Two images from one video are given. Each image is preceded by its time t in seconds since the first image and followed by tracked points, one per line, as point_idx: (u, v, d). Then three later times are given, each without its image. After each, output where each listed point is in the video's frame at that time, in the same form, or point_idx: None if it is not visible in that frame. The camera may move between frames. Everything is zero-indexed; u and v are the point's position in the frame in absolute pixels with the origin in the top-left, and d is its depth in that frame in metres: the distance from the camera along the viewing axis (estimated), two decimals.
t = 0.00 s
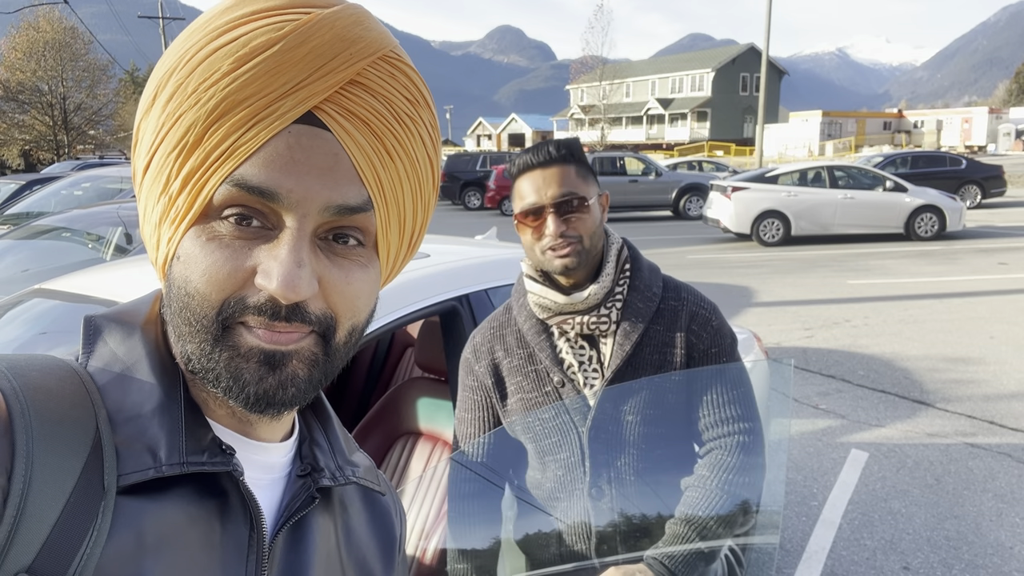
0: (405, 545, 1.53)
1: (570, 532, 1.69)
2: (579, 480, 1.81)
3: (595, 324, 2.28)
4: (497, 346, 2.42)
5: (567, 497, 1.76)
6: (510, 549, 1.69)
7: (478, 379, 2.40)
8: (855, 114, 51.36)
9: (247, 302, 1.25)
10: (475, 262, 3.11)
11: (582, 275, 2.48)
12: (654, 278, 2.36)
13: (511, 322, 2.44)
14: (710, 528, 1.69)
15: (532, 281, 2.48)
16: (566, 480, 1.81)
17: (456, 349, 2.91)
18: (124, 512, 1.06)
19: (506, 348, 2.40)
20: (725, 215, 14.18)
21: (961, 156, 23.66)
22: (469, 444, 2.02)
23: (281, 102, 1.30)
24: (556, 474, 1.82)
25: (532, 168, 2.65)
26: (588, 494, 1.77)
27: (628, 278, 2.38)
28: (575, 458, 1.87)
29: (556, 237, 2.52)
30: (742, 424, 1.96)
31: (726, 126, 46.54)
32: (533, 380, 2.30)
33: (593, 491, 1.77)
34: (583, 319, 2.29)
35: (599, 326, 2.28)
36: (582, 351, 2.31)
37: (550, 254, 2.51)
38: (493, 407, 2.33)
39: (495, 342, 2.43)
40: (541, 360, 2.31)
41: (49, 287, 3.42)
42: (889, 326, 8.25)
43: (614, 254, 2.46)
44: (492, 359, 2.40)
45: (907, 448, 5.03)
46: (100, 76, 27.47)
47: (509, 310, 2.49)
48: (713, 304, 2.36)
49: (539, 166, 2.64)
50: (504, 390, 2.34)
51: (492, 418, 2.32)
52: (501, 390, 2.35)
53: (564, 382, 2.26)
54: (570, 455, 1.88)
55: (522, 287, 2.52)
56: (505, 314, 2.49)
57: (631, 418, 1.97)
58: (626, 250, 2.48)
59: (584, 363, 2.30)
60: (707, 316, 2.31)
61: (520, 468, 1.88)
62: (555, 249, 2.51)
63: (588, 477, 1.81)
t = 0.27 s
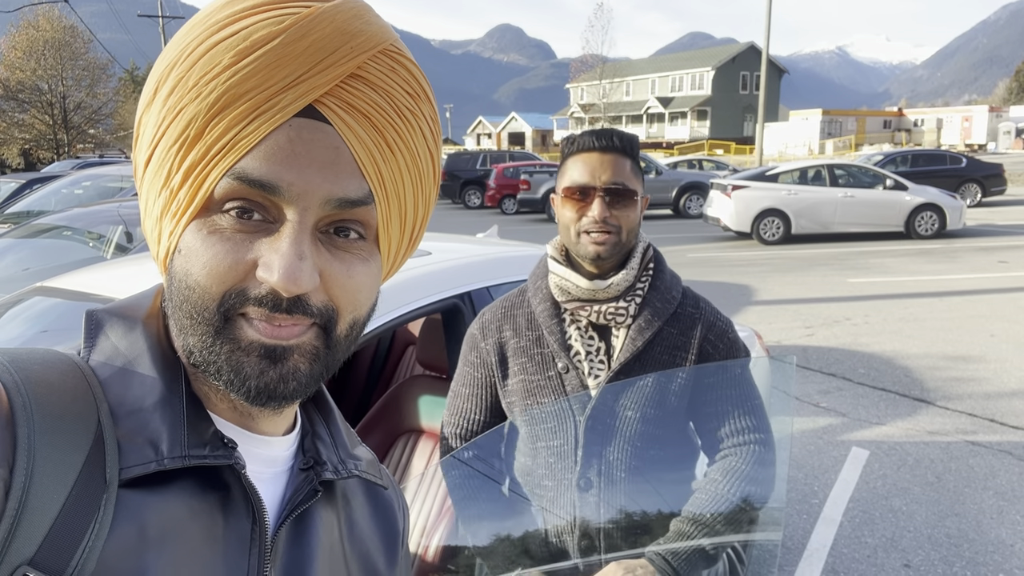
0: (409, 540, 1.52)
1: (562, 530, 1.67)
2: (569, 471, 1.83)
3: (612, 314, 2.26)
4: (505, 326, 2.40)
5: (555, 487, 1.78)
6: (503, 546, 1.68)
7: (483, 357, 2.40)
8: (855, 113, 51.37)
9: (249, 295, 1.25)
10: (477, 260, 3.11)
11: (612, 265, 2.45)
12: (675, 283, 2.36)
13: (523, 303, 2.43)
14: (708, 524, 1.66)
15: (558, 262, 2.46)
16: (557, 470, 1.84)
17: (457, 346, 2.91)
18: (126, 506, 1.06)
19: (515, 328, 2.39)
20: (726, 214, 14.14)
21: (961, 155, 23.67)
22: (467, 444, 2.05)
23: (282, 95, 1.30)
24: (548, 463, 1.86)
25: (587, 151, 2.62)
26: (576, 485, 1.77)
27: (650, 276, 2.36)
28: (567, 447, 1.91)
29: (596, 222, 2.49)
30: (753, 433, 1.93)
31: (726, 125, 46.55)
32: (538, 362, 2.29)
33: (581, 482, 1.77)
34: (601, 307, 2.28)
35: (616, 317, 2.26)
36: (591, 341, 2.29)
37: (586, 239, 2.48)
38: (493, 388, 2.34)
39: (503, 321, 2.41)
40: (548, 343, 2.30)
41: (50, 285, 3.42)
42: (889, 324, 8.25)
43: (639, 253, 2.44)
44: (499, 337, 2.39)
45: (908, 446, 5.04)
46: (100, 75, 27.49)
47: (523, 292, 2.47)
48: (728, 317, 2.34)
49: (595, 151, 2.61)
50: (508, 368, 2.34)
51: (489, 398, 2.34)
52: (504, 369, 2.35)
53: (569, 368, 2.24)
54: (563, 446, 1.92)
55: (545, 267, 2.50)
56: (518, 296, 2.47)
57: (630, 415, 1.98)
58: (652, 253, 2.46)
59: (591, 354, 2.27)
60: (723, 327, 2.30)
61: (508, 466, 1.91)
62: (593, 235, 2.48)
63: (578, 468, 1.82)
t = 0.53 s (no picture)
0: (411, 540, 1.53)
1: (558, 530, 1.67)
2: (570, 467, 1.81)
3: (620, 314, 2.27)
4: (514, 317, 2.40)
5: (557, 485, 1.78)
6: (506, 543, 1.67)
7: (489, 347, 2.40)
8: (855, 111, 51.38)
9: (252, 297, 1.25)
10: (479, 259, 3.12)
11: (620, 268, 2.44)
12: (683, 285, 2.37)
13: (532, 299, 2.42)
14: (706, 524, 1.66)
15: (567, 258, 2.46)
16: (559, 466, 1.83)
17: (458, 345, 2.91)
18: (130, 506, 1.06)
19: (524, 321, 2.39)
20: (726, 212, 14.13)
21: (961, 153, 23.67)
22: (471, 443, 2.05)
23: (285, 97, 1.30)
24: (551, 459, 1.86)
25: (612, 152, 2.61)
26: (577, 483, 1.76)
27: (659, 277, 2.37)
28: (570, 443, 1.90)
29: (609, 224, 2.47)
30: (753, 436, 1.91)
31: (726, 123, 46.53)
32: (545, 357, 2.30)
33: (583, 480, 1.76)
34: (609, 307, 2.28)
35: (624, 317, 2.27)
36: (599, 339, 2.29)
37: (597, 237, 2.46)
38: (499, 381, 2.35)
39: (513, 312, 2.42)
40: (556, 339, 2.30)
41: (52, 284, 3.42)
42: (890, 323, 8.26)
43: (649, 254, 2.44)
44: (507, 329, 2.39)
45: (909, 444, 5.04)
46: (100, 73, 27.49)
47: (532, 287, 2.47)
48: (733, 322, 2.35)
49: (621, 153, 2.59)
50: (515, 362, 2.35)
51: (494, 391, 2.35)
52: (510, 362, 2.36)
53: (575, 365, 2.24)
54: (566, 441, 1.91)
55: (554, 263, 2.50)
56: (527, 290, 2.47)
57: (633, 414, 1.98)
58: (663, 254, 2.46)
59: (599, 351, 2.27)
60: (728, 331, 2.31)
61: (516, 462, 1.90)
62: (604, 234, 2.46)
63: (580, 465, 1.80)
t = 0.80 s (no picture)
0: (410, 538, 1.53)
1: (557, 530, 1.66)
2: (573, 467, 1.81)
3: (621, 312, 2.27)
4: (516, 315, 2.40)
5: (561, 484, 1.78)
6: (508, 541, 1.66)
7: (492, 345, 2.38)
8: (855, 110, 51.37)
9: (252, 295, 1.25)
10: (479, 257, 3.12)
11: (618, 270, 2.44)
12: (684, 283, 2.37)
13: (534, 298, 2.43)
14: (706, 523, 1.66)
15: (567, 259, 2.47)
16: (562, 466, 1.83)
17: (459, 343, 2.91)
18: (130, 505, 1.06)
19: (526, 320, 2.39)
20: (726, 211, 14.13)
21: (961, 152, 23.65)
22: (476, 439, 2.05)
23: (285, 94, 1.29)
24: (554, 459, 1.86)
25: (614, 151, 2.57)
26: (580, 482, 1.76)
27: (660, 275, 2.37)
28: (573, 443, 1.90)
29: (608, 226, 2.46)
30: (752, 434, 1.91)
31: (726, 122, 46.51)
32: (547, 357, 2.29)
33: (586, 479, 1.76)
34: (611, 305, 2.28)
35: (625, 315, 2.27)
36: (601, 338, 2.29)
37: (596, 239, 2.47)
38: (503, 382, 2.33)
39: (515, 311, 2.42)
40: (558, 338, 2.30)
41: (52, 282, 3.42)
42: (890, 321, 8.26)
43: (650, 252, 2.44)
44: (510, 328, 2.39)
45: (909, 443, 5.04)
46: (100, 72, 27.48)
47: (534, 287, 2.48)
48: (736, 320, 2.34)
49: (622, 152, 2.56)
50: (518, 361, 2.34)
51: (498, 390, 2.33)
52: (514, 360, 2.35)
53: (577, 364, 2.24)
54: (568, 441, 1.91)
55: (555, 263, 2.50)
56: (529, 290, 2.48)
57: (636, 412, 1.97)
58: (664, 251, 2.47)
59: (602, 350, 2.28)
60: (730, 328, 2.30)
61: (522, 460, 1.91)
62: (603, 236, 2.46)
63: (583, 464, 1.80)
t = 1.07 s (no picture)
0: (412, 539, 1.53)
1: (557, 533, 1.67)
2: (575, 470, 1.81)
3: (622, 317, 2.27)
4: (518, 322, 2.41)
5: (562, 486, 1.78)
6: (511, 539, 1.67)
7: (498, 356, 2.39)
8: (854, 108, 51.36)
9: (253, 297, 1.25)
10: (480, 256, 3.12)
11: (617, 273, 2.43)
12: (686, 284, 2.37)
13: (535, 304, 2.43)
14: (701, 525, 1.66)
15: (566, 264, 2.47)
16: (563, 467, 1.83)
17: (460, 343, 2.91)
18: (133, 504, 1.06)
19: (528, 326, 2.40)
20: (726, 210, 14.13)
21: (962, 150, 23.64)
22: (483, 436, 2.05)
23: (286, 95, 1.29)
24: (556, 461, 1.86)
25: (609, 155, 2.58)
26: (581, 486, 1.75)
27: (660, 278, 2.37)
28: (575, 446, 1.90)
29: (607, 230, 2.46)
30: (754, 437, 1.91)
31: (726, 121, 46.50)
32: (549, 363, 2.30)
33: (587, 482, 1.76)
34: (611, 310, 2.28)
35: (625, 320, 2.27)
36: (603, 343, 2.30)
37: (595, 242, 2.47)
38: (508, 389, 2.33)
39: (516, 318, 2.42)
40: (560, 344, 2.30)
41: (53, 280, 3.42)
42: (890, 320, 8.26)
43: (650, 255, 2.44)
44: (513, 335, 2.40)
45: (908, 442, 5.04)
46: (99, 70, 27.48)
47: (535, 293, 2.48)
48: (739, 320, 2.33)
49: (617, 156, 2.57)
50: (521, 367, 2.35)
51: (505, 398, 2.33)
52: (518, 368, 2.35)
53: (580, 370, 2.25)
54: (571, 444, 1.91)
55: (554, 268, 2.51)
56: (530, 296, 2.48)
57: (638, 418, 1.97)
58: (663, 252, 2.46)
59: (603, 355, 2.28)
60: (732, 330, 2.29)
61: (526, 456, 1.91)
62: (602, 239, 2.47)
63: (585, 467, 1.80)
